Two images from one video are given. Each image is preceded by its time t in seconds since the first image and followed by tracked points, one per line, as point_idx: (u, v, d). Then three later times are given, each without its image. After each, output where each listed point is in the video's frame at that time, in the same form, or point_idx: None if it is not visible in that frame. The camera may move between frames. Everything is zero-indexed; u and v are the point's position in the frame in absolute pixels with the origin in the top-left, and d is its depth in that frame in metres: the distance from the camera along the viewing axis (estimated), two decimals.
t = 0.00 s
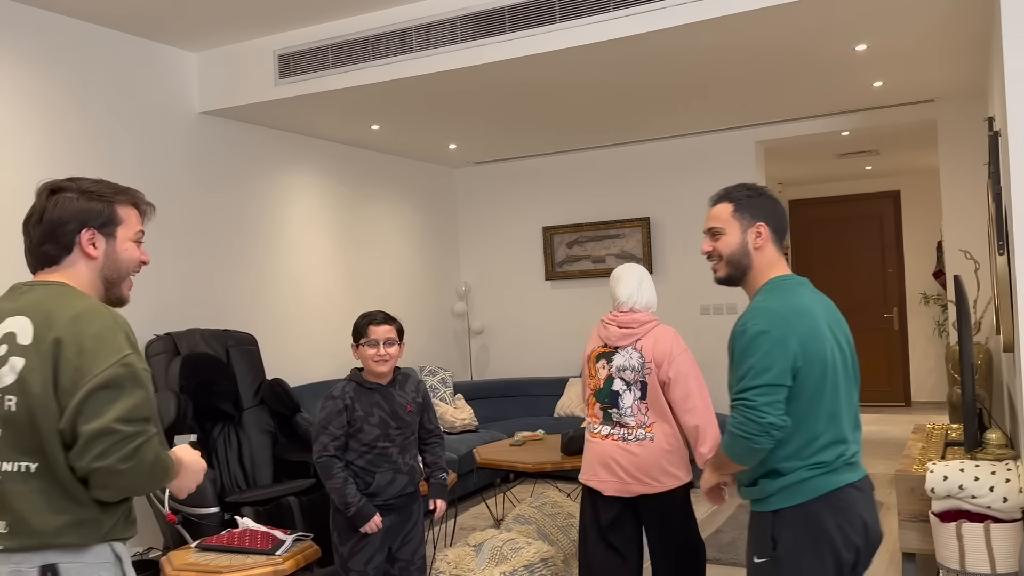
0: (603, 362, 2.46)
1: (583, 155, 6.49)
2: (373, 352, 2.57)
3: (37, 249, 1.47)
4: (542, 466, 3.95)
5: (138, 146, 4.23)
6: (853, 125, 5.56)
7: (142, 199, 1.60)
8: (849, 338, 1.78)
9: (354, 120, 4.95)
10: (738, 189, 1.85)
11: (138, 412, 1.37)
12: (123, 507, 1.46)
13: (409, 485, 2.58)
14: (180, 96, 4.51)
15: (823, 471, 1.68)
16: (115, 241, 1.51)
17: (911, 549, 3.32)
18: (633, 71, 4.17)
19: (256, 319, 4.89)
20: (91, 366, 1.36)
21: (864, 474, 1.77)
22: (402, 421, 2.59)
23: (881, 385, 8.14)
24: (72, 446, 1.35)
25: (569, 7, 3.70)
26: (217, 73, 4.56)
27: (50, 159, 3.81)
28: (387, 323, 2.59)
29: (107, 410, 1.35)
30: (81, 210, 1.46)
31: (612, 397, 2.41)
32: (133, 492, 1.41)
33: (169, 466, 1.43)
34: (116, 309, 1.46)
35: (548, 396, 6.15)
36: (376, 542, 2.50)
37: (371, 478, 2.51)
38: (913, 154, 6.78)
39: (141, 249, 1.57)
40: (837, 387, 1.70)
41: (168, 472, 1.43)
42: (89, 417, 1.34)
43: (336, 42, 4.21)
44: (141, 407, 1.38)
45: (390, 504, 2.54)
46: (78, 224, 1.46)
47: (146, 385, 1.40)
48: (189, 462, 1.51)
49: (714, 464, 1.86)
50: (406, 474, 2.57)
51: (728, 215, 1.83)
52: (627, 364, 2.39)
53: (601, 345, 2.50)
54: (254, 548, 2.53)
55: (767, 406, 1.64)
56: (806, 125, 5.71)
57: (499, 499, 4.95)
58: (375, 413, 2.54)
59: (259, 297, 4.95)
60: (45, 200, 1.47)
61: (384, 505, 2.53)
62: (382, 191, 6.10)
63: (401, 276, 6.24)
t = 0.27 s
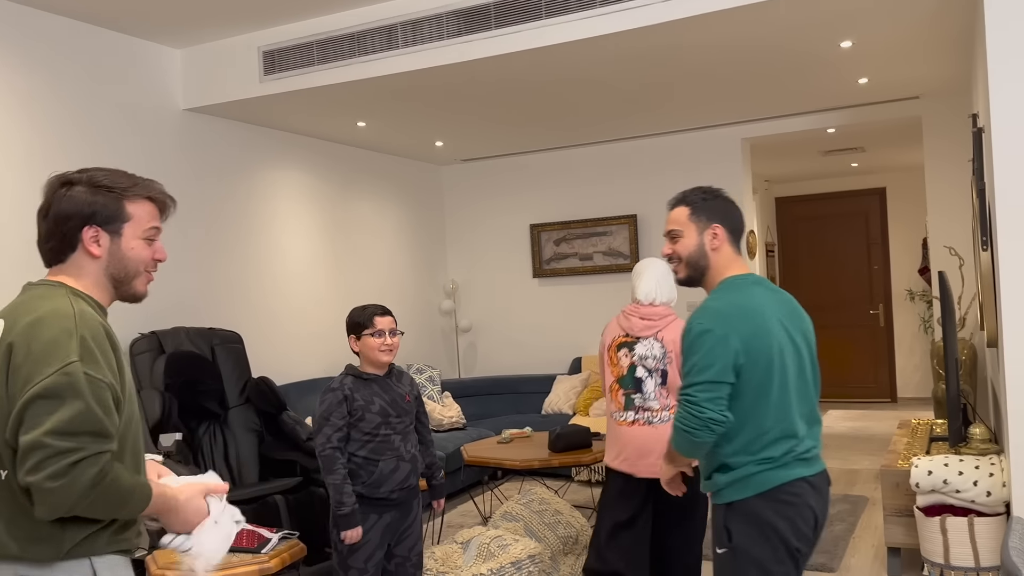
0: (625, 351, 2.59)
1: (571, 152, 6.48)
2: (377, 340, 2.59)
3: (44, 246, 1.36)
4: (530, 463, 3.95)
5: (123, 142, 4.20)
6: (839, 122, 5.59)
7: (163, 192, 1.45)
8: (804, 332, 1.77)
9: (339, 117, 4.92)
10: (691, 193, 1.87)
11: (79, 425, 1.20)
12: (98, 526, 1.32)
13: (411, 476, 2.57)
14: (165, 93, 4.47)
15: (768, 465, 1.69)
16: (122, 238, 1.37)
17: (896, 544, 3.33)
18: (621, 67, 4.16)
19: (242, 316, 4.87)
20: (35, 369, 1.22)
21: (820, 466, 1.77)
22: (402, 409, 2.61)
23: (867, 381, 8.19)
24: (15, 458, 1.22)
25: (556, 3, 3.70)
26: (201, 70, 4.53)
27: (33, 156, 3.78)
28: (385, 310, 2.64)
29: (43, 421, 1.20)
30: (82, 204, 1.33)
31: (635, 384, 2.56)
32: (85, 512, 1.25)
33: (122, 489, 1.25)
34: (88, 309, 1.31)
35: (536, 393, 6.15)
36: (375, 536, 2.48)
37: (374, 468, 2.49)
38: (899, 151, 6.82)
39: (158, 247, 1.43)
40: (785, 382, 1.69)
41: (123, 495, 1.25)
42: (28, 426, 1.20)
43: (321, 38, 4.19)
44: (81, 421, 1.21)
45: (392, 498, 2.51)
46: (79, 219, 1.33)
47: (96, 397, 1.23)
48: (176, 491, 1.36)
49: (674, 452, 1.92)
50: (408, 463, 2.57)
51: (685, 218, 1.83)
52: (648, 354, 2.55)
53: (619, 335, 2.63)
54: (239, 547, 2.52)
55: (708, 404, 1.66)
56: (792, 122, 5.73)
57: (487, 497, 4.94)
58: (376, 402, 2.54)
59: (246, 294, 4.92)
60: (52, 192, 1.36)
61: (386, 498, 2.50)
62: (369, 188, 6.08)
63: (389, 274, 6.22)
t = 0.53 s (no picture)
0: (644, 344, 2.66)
1: (560, 149, 6.48)
2: (376, 337, 2.60)
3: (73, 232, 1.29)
4: (519, 461, 3.94)
5: (108, 139, 4.18)
6: (827, 119, 5.61)
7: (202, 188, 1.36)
8: (760, 331, 1.84)
9: (327, 115, 4.90)
10: (658, 214, 2.09)
11: (72, 434, 1.10)
12: (119, 539, 1.23)
13: (412, 471, 2.55)
14: (152, 91, 4.45)
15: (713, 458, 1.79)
16: (151, 234, 1.28)
17: (884, 539, 3.35)
18: (610, 65, 4.16)
19: (230, 315, 4.85)
20: (33, 373, 1.13)
21: (776, 459, 1.83)
22: (401, 404, 2.61)
23: (855, 378, 8.23)
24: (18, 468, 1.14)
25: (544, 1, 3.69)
26: (188, 68, 4.51)
27: (18, 155, 3.74)
28: (384, 307, 2.66)
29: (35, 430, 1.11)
30: (114, 194, 1.26)
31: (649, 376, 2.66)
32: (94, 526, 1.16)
33: (121, 503, 1.13)
34: (94, 310, 1.21)
35: (526, 391, 6.15)
36: (377, 532, 2.47)
37: (377, 463, 2.48)
38: (887, 148, 6.85)
39: (191, 245, 1.34)
40: (725, 381, 1.78)
41: (123, 510, 1.13)
42: (26, 435, 1.12)
43: (308, 36, 4.17)
44: (73, 429, 1.10)
45: (394, 494, 2.49)
46: (109, 209, 1.25)
47: (91, 404, 1.13)
48: (210, 491, 1.20)
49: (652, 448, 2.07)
50: (410, 457, 2.56)
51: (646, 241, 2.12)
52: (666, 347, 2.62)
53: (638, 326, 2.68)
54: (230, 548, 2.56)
55: (645, 403, 1.84)
56: (781, 120, 5.75)
57: (477, 495, 4.94)
58: (376, 397, 2.53)
59: (234, 292, 4.89)
60: (89, 174, 1.28)
61: (389, 494, 2.48)
62: (358, 186, 6.06)
63: (378, 273, 6.21)
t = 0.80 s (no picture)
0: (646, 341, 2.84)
1: (550, 147, 6.47)
2: (371, 335, 2.60)
3: (98, 229, 1.28)
4: (508, 459, 3.94)
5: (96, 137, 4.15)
6: (815, 117, 5.62)
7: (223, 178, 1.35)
8: (714, 326, 2.04)
9: (315, 113, 4.88)
10: (633, 221, 2.27)
11: (106, 440, 1.09)
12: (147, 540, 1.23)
13: (400, 472, 2.53)
14: (139, 89, 4.42)
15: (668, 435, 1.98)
16: (174, 227, 1.28)
17: (871, 535, 3.37)
18: (599, 63, 4.16)
19: (217, 315, 4.82)
20: (59, 384, 1.11)
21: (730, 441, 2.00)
22: (390, 404, 2.60)
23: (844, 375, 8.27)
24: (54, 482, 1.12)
25: None
26: (175, 67, 4.48)
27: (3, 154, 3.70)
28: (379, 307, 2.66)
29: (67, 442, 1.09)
30: (136, 187, 1.25)
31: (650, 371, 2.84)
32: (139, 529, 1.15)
33: (168, 500, 1.12)
34: (111, 313, 1.19)
35: (515, 389, 6.15)
36: (368, 532, 2.42)
37: (363, 462, 2.47)
38: (875, 146, 6.87)
39: (216, 237, 1.33)
40: (673, 365, 1.99)
41: (174, 505, 1.13)
42: (60, 447, 1.10)
43: (296, 34, 4.14)
44: (107, 434, 1.09)
45: (382, 494, 2.46)
46: (132, 203, 1.25)
47: (118, 407, 1.11)
48: (257, 474, 1.22)
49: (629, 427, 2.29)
50: (397, 457, 2.54)
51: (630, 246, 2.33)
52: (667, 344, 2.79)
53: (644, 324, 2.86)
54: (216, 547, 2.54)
55: (611, 383, 2.09)
56: (769, 118, 5.77)
57: (466, 493, 4.93)
58: (364, 396, 2.53)
59: (221, 291, 4.86)
60: (110, 169, 1.27)
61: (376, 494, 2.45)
62: (347, 185, 6.04)
63: (367, 272, 6.19)
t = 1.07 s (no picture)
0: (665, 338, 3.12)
1: (540, 146, 6.47)
2: (365, 334, 2.62)
3: (138, 237, 1.34)
4: (499, 457, 3.94)
5: (83, 135, 4.12)
6: (805, 116, 5.64)
7: (255, 180, 1.38)
8: (685, 321, 2.25)
9: (304, 111, 4.85)
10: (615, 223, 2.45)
11: (137, 445, 1.17)
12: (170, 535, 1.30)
13: (390, 471, 2.53)
14: (126, 87, 4.38)
15: (635, 415, 2.23)
16: (207, 232, 1.31)
17: (861, 532, 3.38)
18: (589, 62, 4.16)
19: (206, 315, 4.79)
20: (92, 392, 1.19)
21: (692, 422, 2.22)
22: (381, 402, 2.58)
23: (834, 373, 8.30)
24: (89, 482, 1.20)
25: None
26: (162, 64, 4.44)
27: None
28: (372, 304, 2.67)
29: (96, 448, 1.16)
30: (171, 195, 1.29)
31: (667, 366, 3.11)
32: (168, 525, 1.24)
33: (195, 499, 1.20)
34: (141, 320, 1.25)
35: (506, 388, 6.14)
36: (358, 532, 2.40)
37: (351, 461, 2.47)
38: (864, 144, 6.90)
39: (250, 240, 1.36)
40: (645, 356, 2.23)
41: (200, 504, 1.21)
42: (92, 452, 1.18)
43: (285, 32, 4.12)
44: (137, 440, 1.17)
45: (371, 495, 2.46)
46: (167, 212, 1.29)
47: (146, 413, 1.19)
48: (272, 475, 1.30)
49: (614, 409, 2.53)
50: (387, 456, 2.54)
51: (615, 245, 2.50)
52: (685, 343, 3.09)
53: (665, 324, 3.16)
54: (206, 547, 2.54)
55: (591, 370, 2.33)
56: (758, 116, 5.78)
57: (457, 492, 4.92)
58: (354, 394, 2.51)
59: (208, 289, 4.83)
60: (145, 177, 1.32)
61: (366, 494, 2.45)
62: (337, 184, 6.02)
63: (357, 271, 6.17)
